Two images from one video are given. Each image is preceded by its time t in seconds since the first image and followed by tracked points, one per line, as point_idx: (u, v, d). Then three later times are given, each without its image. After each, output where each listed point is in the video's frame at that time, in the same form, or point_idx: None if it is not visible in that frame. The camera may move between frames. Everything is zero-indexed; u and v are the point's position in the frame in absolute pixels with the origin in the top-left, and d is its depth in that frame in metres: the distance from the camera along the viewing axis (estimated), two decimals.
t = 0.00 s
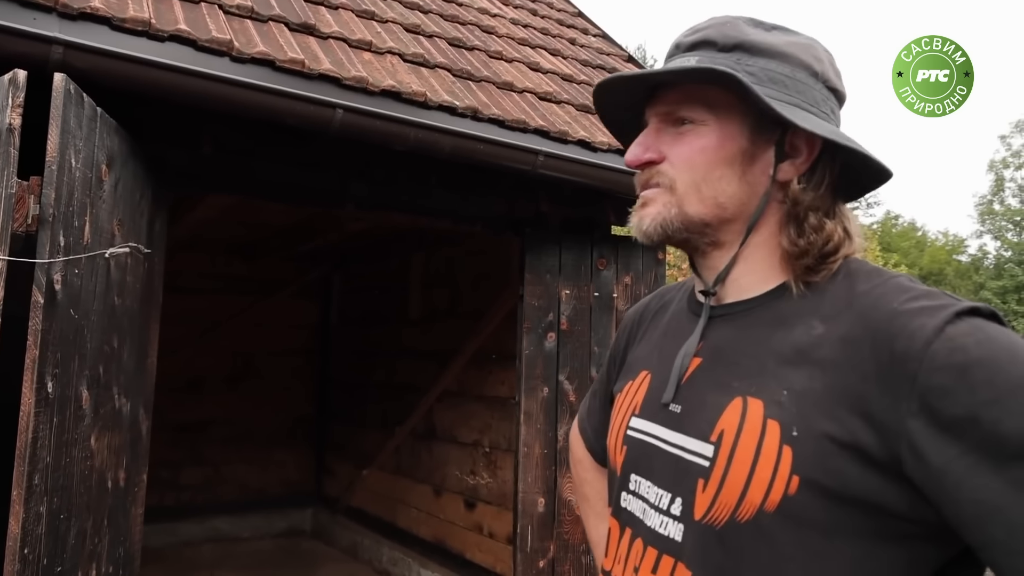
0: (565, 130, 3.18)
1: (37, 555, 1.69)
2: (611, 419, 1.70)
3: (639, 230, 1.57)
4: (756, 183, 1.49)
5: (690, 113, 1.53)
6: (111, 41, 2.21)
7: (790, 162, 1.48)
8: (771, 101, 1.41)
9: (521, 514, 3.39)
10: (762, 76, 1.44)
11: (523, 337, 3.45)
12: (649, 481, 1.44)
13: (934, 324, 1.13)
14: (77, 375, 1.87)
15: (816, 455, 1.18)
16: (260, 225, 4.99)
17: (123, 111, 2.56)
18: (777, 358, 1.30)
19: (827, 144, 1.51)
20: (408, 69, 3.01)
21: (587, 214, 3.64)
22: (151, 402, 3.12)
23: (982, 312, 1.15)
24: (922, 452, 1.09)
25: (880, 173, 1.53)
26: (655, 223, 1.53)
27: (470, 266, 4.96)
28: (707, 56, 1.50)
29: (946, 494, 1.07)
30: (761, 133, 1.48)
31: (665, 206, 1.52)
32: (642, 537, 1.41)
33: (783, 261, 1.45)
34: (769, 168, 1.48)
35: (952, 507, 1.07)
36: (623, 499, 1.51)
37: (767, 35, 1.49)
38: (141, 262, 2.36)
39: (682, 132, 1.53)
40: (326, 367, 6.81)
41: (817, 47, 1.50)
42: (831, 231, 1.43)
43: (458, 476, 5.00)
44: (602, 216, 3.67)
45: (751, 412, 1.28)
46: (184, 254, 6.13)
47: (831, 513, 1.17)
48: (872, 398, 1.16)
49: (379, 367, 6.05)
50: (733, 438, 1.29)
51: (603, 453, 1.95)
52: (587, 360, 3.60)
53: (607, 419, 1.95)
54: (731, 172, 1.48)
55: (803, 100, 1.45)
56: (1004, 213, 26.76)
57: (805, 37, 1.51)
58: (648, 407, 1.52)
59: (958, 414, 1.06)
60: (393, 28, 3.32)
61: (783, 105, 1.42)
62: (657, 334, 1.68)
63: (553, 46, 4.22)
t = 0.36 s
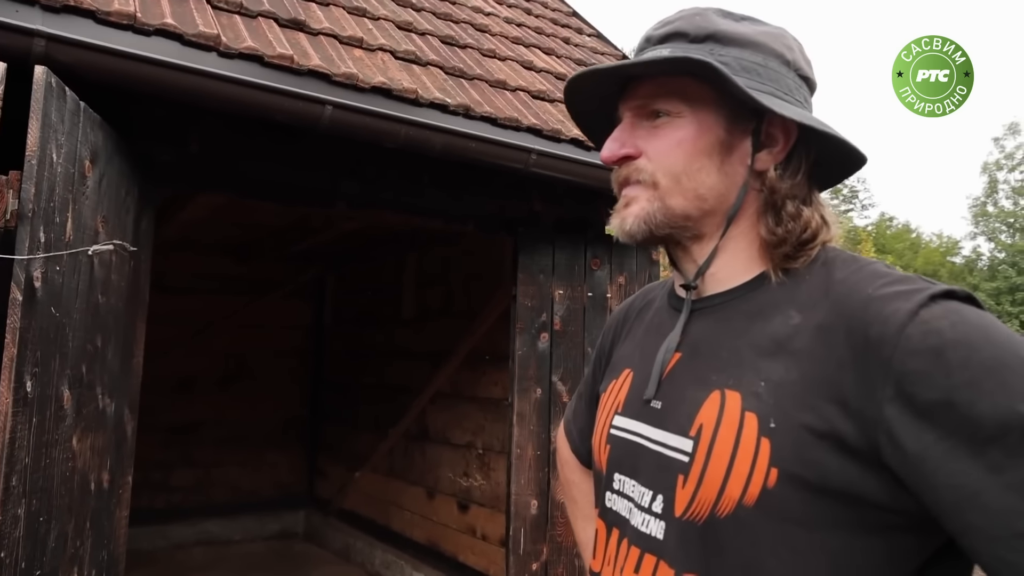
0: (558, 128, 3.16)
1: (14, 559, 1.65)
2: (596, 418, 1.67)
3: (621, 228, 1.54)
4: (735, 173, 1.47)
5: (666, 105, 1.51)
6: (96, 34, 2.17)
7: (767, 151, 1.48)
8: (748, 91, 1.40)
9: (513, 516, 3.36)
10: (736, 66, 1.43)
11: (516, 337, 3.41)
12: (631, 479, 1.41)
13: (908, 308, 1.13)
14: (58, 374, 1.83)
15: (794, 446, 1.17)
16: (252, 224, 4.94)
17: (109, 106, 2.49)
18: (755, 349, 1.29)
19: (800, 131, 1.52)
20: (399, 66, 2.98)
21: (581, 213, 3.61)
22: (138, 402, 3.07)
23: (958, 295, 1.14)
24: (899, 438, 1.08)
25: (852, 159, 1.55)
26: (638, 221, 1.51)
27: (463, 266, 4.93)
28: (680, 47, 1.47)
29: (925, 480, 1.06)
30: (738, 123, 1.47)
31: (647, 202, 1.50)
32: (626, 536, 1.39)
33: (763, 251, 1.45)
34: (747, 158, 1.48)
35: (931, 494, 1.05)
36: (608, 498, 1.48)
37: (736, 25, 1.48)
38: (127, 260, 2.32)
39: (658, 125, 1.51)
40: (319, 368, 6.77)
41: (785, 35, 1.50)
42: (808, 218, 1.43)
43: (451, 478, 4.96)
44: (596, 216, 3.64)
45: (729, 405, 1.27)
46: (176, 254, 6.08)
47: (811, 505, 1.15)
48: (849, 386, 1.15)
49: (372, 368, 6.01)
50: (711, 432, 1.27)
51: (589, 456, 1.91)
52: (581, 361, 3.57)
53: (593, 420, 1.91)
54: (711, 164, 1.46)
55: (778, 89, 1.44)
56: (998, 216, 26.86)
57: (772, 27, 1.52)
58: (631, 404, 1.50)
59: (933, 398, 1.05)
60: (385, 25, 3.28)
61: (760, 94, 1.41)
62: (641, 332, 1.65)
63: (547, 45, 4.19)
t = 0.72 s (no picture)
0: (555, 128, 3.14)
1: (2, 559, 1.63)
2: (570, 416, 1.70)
3: (591, 232, 1.57)
4: (701, 180, 1.50)
5: (635, 113, 1.55)
6: (88, 29, 2.15)
7: (732, 158, 1.51)
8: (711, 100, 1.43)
9: (508, 517, 3.34)
10: (701, 76, 1.46)
11: (512, 338, 3.40)
12: (598, 472, 1.44)
13: (857, 303, 1.16)
14: (48, 372, 1.81)
15: (748, 437, 1.19)
16: (249, 223, 4.92)
17: (101, 102, 2.46)
18: (715, 345, 1.32)
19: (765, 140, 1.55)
20: (396, 64, 2.96)
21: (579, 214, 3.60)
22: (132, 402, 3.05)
23: (905, 292, 1.17)
24: (845, 428, 1.10)
25: (817, 167, 1.58)
26: (608, 225, 1.53)
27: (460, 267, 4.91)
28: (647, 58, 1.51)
29: (869, 469, 1.07)
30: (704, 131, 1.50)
31: (617, 207, 1.53)
32: (593, 528, 1.40)
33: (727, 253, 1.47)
34: (713, 164, 1.51)
35: (874, 481, 1.07)
36: (578, 492, 1.50)
37: (703, 37, 1.51)
38: (119, 258, 2.30)
39: (628, 133, 1.55)
40: (315, 369, 6.74)
41: (749, 46, 1.53)
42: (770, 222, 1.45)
43: (446, 479, 4.94)
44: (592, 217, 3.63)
45: (689, 397, 1.30)
46: (172, 253, 6.05)
47: (762, 495, 1.17)
48: (799, 378, 1.17)
49: (368, 369, 5.98)
50: (672, 424, 1.30)
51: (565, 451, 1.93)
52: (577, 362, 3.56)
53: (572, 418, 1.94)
54: (678, 171, 1.50)
55: (741, 97, 1.47)
56: (994, 220, 26.97)
57: (737, 39, 1.55)
58: (602, 400, 1.53)
59: (877, 389, 1.08)
60: (382, 24, 3.26)
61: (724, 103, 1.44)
62: (613, 331, 1.68)
63: (544, 45, 4.18)
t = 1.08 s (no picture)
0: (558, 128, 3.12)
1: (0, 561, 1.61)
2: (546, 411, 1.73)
3: (570, 235, 1.65)
4: (671, 186, 1.57)
5: (610, 124, 1.61)
6: (88, 25, 2.13)
7: (699, 167, 1.57)
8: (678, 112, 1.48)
9: (509, 519, 3.32)
10: (670, 91, 1.52)
11: (513, 339, 3.38)
12: (567, 460, 1.48)
13: (808, 308, 1.19)
14: (47, 372, 1.78)
15: (703, 428, 1.23)
16: (248, 223, 4.88)
17: (101, 98, 2.43)
18: (679, 343, 1.36)
19: (732, 152, 1.60)
20: (398, 63, 2.94)
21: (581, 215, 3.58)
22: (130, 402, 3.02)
23: (853, 301, 1.21)
24: (791, 421, 1.14)
25: (782, 180, 1.62)
26: (585, 228, 1.61)
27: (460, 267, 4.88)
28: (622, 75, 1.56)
29: (810, 460, 1.12)
30: (673, 141, 1.56)
31: (593, 211, 1.60)
32: (561, 514, 1.44)
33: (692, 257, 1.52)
34: (682, 172, 1.57)
35: (814, 470, 1.12)
36: (549, 481, 1.54)
37: (674, 56, 1.57)
38: (119, 256, 2.28)
39: (603, 141, 1.62)
40: (312, 369, 6.72)
41: (719, 67, 1.58)
42: (732, 227, 1.50)
43: (445, 481, 4.92)
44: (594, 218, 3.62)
45: (653, 392, 1.34)
46: (170, 252, 6.02)
47: (714, 482, 1.21)
48: (751, 374, 1.21)
49: (366, 369, 5.96)
50: (637, 416, 1.35)
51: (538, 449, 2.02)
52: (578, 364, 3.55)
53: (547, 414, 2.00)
54: (649, 177, 1.56)
55: (708, 112, 1.52)
56: (990, 224, 27.10)
57: (709, 59, 1.60)
58: (575, 394, 1.57)
59: (821, 386, 1.12)
60: (384, 22, 3.25)
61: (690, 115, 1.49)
62: (588, 332, 1.71)
63: (546, 45, 4.16)
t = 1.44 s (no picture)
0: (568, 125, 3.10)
1: (14, 562, 1.58)
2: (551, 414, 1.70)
3: (569, 242, 1.65)
4: (667, 194, 1.58)
5: (610, 135, 1.63)
6: (99, 18, 2.10)
7: (694, 175, 1.58)
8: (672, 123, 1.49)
9: (517, 517, 3.30)
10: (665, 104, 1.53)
11: (520, 337, 3.36)
12: (573, 459, 1.46)
13: (801, 314, 1.21)
14: (59, 370, 1.76)
15: (704, 429, 1.24)
16: (251, 220, 4.85)
17: (109, 92, 2.40)
18: (680, 348, 1.37)
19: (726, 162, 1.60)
20: (408, 59, 2.92)
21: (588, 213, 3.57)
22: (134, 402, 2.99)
23: (843, 307, 1.23)
24: (786, 421, 1.16)
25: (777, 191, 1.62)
26: (584, 234, 1.62)
27: (463, 266, 4.86)
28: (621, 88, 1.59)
29: (804, 458, 1.14)
30: (669, 151, 1.57)
31: (591, 218, 1.61)
32: (569, 510, 1.43)
33: (688, 261, 1.53)
34: (677, 180, 1.58)
35: (807, 467, 1.14)
36: (557, 480, 1.52)
37: (673, 72, 1.59)
38: (128, 253, 2.25)
39: (603, 152, 1.63)
40: (312, 367, 6.69)
41: (714, 82, 1.60)
42: (724, 233, 1.51)
43: (448, 479, 4.90)
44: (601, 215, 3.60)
45: (656, 395, 1.34)
46: (170, 250, 5.98)
47: (714, 480, 1.22)
48: (749, 377, 1.22)
49: (367, 367, 5.93)
50: (641, 418, 1.34)
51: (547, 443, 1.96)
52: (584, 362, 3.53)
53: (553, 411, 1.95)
54: (646, 185, 1.57)
55: (702, 124, 1.53)
56: (983, 223, 27.25)
57: (705, 75, 1.62)
58: (579, 395, 1.55)
59: (815, 389, 1.14)
60: (392, 18, 3.22)
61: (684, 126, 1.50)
62: (592, 334, 1.69)
63: (551, 42, 4.14)
